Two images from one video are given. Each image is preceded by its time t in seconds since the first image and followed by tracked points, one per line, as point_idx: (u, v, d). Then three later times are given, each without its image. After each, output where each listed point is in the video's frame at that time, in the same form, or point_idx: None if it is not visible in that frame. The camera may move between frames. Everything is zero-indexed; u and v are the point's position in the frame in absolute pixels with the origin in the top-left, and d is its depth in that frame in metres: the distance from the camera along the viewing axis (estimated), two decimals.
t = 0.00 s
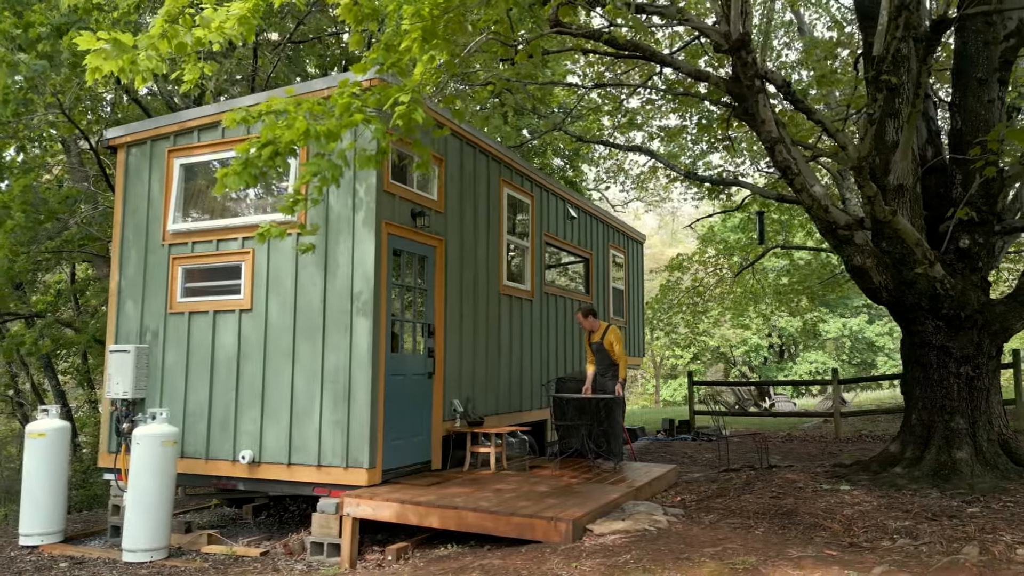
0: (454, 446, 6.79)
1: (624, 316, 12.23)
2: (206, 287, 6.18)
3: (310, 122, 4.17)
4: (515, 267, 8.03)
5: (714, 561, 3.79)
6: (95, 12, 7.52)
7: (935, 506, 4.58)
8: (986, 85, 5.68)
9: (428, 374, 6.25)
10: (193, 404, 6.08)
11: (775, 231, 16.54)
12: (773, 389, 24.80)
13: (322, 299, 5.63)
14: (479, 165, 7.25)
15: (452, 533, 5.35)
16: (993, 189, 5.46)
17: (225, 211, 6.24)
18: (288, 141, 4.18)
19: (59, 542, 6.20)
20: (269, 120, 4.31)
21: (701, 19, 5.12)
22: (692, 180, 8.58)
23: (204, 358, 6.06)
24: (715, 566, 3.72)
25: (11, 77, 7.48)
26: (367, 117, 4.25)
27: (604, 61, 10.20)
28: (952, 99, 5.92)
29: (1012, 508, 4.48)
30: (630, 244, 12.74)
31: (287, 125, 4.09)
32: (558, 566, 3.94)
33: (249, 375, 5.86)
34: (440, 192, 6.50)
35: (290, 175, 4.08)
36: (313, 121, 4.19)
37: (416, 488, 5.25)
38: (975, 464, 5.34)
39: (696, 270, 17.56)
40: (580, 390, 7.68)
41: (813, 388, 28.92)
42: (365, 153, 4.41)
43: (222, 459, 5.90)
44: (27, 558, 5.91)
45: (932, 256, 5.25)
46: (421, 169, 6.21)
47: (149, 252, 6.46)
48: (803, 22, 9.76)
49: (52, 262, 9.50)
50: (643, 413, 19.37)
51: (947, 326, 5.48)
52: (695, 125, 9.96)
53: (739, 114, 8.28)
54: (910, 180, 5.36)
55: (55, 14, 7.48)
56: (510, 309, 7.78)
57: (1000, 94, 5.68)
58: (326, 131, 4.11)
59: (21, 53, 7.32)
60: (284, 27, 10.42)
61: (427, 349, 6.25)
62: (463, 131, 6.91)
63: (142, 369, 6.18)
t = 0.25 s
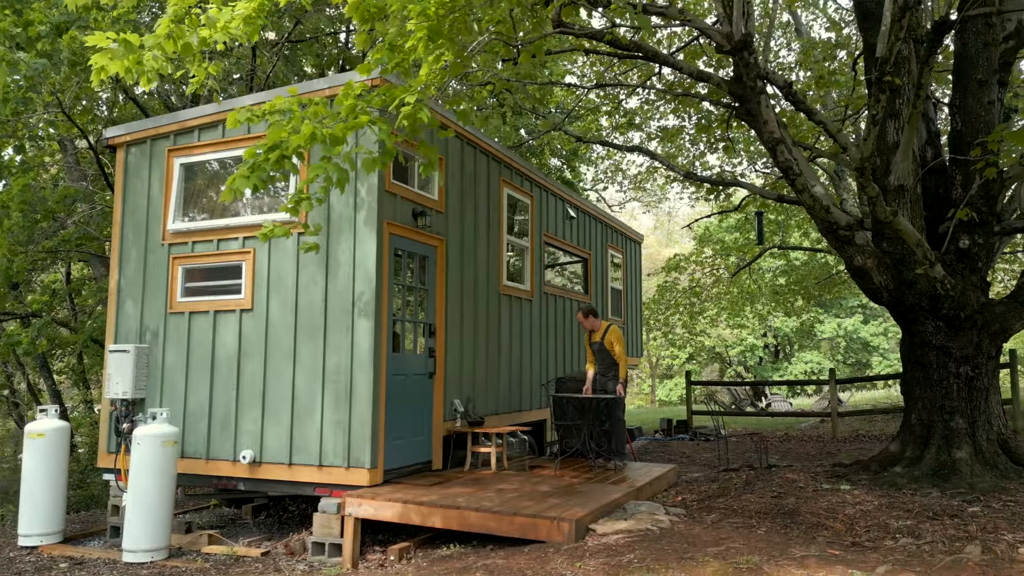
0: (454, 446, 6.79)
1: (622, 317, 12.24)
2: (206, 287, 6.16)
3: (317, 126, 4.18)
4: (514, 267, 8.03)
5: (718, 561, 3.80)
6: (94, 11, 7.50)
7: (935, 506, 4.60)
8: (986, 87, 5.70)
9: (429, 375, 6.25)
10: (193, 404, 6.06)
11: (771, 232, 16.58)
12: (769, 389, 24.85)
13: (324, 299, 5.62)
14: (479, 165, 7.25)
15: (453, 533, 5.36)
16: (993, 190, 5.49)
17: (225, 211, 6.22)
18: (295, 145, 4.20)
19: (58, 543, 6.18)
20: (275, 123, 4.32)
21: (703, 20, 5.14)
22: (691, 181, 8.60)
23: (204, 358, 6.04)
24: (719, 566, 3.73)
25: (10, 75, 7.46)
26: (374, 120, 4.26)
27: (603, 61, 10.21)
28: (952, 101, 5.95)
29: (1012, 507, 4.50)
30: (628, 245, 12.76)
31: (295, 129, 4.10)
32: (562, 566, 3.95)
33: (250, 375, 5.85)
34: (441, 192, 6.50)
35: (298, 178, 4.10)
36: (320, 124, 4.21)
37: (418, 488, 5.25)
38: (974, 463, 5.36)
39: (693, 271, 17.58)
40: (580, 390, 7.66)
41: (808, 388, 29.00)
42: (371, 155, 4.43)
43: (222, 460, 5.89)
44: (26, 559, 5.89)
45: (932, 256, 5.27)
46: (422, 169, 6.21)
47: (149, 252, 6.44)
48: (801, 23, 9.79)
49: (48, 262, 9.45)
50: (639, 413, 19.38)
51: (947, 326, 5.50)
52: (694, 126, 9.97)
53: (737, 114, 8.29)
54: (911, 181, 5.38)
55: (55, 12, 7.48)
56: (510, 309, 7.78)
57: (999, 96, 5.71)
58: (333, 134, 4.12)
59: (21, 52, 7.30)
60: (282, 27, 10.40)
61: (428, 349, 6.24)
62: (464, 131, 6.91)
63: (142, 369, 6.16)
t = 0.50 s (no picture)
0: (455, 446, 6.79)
1: (620, 317, 12.25)
2: (207, 286, 6.15)
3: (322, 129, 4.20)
4: (514, 266, 8.05)
5: (721, 560, 3.81)
6: (94, 10, 7.48)
7: (936, 505, 4.62)
8: (986, 88, 5.73)
9: (430, 375, 6.25)
10: (193, 404, 6.06)
11: (768, 232, 16.61)
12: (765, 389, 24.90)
13: (325, 299, 5.62)
14: (479, 164, 7.24)
15: (455, 533, 5.36)
16: (992, 191, 5.52)
17: (226, 211, 6.21)
18: (300, 147, 4.22)
19: (57, 543, 6.16)
20: (280, 124, 4.33)
21: (703, 19, 5.13)
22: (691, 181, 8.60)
23: (204, 358, 6.03)
24: (722, 565, 3.74)
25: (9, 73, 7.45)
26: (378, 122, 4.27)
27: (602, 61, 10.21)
28: (952, 101, 5.98)
29: (1012, 506, 4.53)
30: (626, 244, 12.77)
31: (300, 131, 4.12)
32: (565, 565, 3.95)
33: (250, 375, 5.84)
34: (442, 192, 6.51)
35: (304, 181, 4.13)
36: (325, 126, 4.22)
37: (420, 488, 5.25)
38: (973, 463, 5.39)
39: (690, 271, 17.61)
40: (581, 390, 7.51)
41: (804, 388, 29.08)
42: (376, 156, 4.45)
43: (223, 460, 5.88)
44: (26, 559, 5.87)
45: (931, 257, 5.29)
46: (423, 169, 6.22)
47: (149, 251, 6.43)
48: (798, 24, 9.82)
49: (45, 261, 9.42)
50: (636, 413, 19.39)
51: (947, 326, 5.52)
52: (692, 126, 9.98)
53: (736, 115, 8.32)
54: (911, 181, 5.41)
55: (55, 11, 7.47)
56: (510, 308, 7.78)
57: (999, 96, 5.73)
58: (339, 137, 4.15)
59: (21, 50, 7.29)
60: (281, 27, 10.40)
61: (429, 349, 6.24)
62: (464, 130, 6.90)
63: (142, 368, 6.15)
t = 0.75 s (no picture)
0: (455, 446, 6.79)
1: (618, 316, 12.27)
2: (207, 286, 6.14)
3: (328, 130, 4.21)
4: (514, 266, 8.05)
5: (725, 560, 3.82)
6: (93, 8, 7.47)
7: (936, 504, 4.64)
8: (985, 89, 5.76)
9: (431, 374, 6.24)
10: (193, 404, 6.04)
11: (765, 232, 16.64)
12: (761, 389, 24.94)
13: (326, 299, 5.61)
14: (480, 164, 7.24)
15: (457, 532, 5.37)
16: (992, 192, 5.55)
17: (226, 210, 6.19)
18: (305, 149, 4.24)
19: (56, 544, 6.14)
20: (285, 125, 4.34)
21: (705, 19, 5.13)
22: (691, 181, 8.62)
23: (205, 358, 6.02)
24: (726, 565, 3.75)
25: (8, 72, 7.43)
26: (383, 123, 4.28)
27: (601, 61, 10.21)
28: (951, 102, 6.01)
29: (1013, 506, 4.55)
30: (624, 245, 12.79)
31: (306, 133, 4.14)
32: (569, 565, 3.96)
33: (251, 375, 5.83)
34: (443, 192, 6.51)
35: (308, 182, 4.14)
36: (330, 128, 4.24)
37: (422, 488, 5.25)
38: (973, 462, 5.41)
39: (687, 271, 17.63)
40: (581, 390, 7.19)
41: (800, 388, 29.15)
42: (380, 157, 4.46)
43: (223, 460, 5.87)
44: (25, 560, 5.85)
45: (931, 258, 5.31)
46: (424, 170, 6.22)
47: (149, 251, 6.41)
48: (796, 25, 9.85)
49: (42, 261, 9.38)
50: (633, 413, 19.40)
51: (947, 326, 5.55)
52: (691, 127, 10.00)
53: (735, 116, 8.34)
54: (911, 182, 5.43)
55: (54, 9, 7.46)
56: (509, 308, 7.79)
57: (999, 97, 5.77)
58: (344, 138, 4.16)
59: (19, 48, 7.27)
60: (279, 26, 10.38)
61: (430, 349, 6.24)
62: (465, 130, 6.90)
63: (142, 368, 6.13)
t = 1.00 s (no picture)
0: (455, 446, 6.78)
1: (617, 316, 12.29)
2: (207, 286, 6.12)
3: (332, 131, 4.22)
4: (514, 266, 8.06)
5: (727, 559, 3.83)
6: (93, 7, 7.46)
7: (936, 503, 4.66)
8: (985, 90, 5.80)
9: (432, 375, 6.24)
10: (193, 404, 6.03)
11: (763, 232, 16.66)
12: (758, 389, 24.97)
13: (327, 299, 5.61)
14: (480, 164, 7.24)
15: (458, 532, 5.37)
16: (991, 193, 5.58)
17: (226, 210, 6.18)
18: (308, 150, 4.25)
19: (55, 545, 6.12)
20: (289, 126, 4.35)
21: (707, 19, 5.14)
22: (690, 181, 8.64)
23: (205, 358, 6.01)
24: (729, 564, 3.76)
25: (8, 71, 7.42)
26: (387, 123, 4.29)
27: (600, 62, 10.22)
28: (951, 104, 6.04)
29: (1012, 505, 4.57)
30: (623, 244, 12.80)
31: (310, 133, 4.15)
32: (572, 565, 3.96)
33: (252, 375, 5.82)
34: (443, 192, 6.51)
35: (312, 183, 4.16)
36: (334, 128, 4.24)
37: (423, 488, 5.25)
38: (972, 462, 5.43)
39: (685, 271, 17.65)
40: (581, 390, 7.03)
41: (796, 388, 29.20)
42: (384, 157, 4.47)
43: (223, 460, 5.86)
44: (25, 560, 5.84)
45: (931, 258, 5.33)
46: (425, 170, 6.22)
47: (148, 251, 6.39)
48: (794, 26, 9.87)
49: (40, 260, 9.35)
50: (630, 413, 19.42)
51: (946, 326, 5.57)
52: (689, 127, 10.02)
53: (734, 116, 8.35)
54: (911, 183, 5.48)
55: (54, 9, 7.46)
56: (509, 309, 7.79)
57: (998, 98, 5.80)
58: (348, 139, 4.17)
59: (19, 48, 7.27)
60: (278, 25, 10.37)
61: (430, 349, 6.24)
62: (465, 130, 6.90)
63: (141, 368, 6.12)
